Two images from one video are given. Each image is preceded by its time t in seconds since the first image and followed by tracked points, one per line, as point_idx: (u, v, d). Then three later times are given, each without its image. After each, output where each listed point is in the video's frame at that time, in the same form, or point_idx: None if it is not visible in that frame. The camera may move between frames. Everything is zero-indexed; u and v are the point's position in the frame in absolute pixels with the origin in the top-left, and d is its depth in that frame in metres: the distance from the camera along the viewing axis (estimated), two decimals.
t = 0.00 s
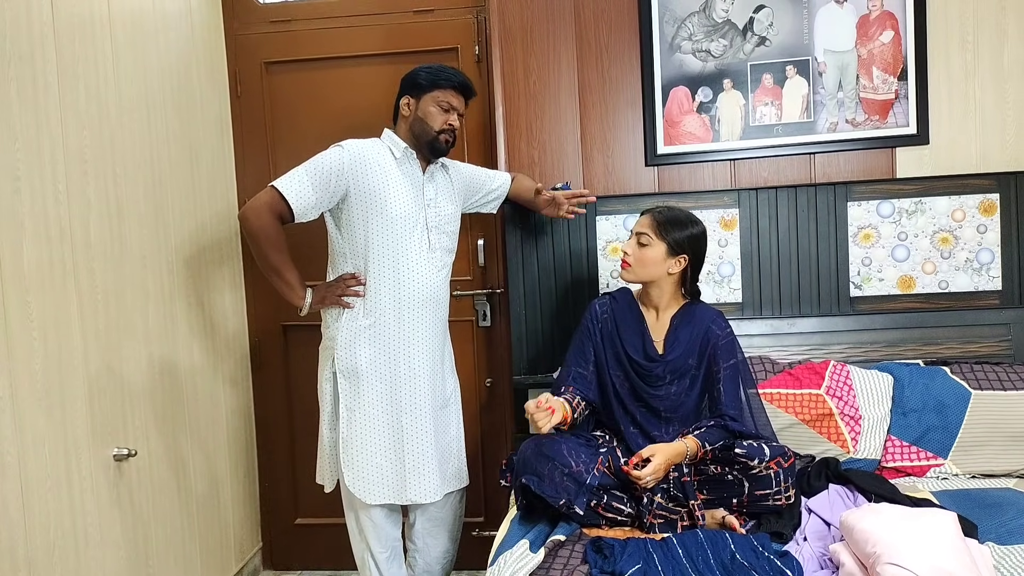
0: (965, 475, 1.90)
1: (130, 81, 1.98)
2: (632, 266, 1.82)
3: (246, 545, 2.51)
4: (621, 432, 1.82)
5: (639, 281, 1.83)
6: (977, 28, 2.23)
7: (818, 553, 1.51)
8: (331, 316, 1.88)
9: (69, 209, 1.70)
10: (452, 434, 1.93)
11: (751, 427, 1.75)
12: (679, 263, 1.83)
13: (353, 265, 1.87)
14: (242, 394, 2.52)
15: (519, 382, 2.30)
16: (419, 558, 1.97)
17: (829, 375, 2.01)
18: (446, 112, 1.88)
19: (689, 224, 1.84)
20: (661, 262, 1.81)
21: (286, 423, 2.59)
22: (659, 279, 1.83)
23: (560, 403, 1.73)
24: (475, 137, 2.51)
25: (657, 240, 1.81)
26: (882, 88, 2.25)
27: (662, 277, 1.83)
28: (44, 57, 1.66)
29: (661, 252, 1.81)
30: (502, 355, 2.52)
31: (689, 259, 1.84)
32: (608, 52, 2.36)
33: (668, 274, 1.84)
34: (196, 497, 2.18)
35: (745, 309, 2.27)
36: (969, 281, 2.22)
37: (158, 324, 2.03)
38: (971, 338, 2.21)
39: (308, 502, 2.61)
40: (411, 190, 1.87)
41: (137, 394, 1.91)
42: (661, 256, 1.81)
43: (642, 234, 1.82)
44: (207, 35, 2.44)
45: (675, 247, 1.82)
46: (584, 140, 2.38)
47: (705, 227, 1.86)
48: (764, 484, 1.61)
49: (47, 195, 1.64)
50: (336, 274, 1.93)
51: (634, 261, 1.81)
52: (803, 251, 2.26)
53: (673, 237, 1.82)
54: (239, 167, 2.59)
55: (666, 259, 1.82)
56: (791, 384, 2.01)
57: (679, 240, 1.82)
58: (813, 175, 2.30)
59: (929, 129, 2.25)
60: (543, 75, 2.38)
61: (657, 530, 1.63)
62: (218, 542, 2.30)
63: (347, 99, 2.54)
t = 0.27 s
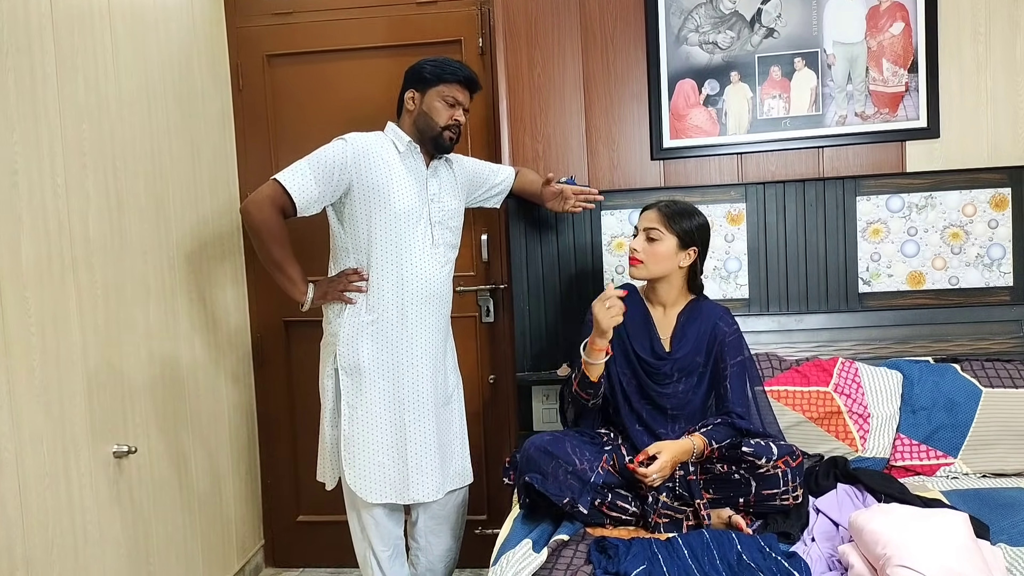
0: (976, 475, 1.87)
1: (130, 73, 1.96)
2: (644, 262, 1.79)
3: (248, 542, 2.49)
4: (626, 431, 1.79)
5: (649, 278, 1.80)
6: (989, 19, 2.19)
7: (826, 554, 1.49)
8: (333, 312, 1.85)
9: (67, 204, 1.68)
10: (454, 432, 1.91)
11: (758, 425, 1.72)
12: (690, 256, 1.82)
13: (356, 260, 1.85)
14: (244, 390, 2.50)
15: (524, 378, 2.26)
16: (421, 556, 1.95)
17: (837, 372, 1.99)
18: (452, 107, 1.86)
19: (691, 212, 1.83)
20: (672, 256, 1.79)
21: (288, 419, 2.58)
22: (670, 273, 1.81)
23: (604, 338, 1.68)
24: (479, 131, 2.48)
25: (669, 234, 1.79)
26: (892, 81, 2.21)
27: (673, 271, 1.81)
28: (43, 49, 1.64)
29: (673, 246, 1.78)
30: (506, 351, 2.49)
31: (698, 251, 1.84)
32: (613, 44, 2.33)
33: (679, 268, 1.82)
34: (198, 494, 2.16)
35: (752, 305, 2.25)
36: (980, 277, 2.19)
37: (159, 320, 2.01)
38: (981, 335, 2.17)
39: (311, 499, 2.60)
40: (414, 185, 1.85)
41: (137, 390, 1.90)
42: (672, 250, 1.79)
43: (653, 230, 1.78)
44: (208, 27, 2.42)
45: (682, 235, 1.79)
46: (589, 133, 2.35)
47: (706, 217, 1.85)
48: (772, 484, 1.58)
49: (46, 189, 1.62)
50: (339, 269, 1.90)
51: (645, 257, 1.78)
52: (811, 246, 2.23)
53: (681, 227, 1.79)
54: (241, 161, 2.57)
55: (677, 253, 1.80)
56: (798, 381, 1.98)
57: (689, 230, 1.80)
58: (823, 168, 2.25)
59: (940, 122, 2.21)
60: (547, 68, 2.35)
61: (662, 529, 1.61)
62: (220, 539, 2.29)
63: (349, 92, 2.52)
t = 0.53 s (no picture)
0: (985, 490, 1.82)
1: (119, 83, 1.93)
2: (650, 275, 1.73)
3: (242, 559, 2.45)
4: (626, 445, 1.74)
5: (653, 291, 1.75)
6: (992, 24, 2.15)
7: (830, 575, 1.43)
8: (325, 324, 1.81)
9: (52, 216, 1.65)
10: (448, 446, 1.86)
11: (760, 441, 1.67)
12: (691, 263, 1.80)
13: (348, 271, 1.80)
14: (238, 404, 2.47)
15: (519, 392, 2.21)
16: (415, 573, 1.90)
17: (841, 385, 1.93)
18: (446, 115, 1.82)
19: (681, 217, 1.79)
20: (675, 266, 1.75)
21: (283, 433, 2.54)
22: (674, 283, 1.76)
23: (633, 333, 1.65)
24: (475, 141, 2.45)
25: (672, 244, 1.75)
26: (894, 87, 2.18)
27: (676, 281, 1.76)
28: (28, 59, 1.61)
29: (676, 256, 1.74)
30: (503, 364, 2.45)
31: (699, 258, 1.81)
32: (610, 52, 2.30)
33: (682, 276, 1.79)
34: (189, 510, 2.12)
35: (753, 316, 2.19)
36: (987, 286, 2.14)
37: (149, 332, 1.98)
38: (989, 346, 2.12)
39: (305, 514, 2.55)
40: (407, 194, 1.80)
41: (125, 405, 1.86)
42: (675, 260, 1.74)
43: (654, 241, 1.74)
44: (201, 37, 2.40)
45: (679, 238, 1.75)
46: (586, 142, 2.32)
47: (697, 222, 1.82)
48: (773, 501, 1.55)
49: (30, 201, 1.59)
50: (330, 280, 1.85)
51: (650, 269, 1.73)
52: (813, 255, 2.17)
53: (682, 234, 1.76)
54: (235, 171, 2.54)
55: (680, 262, 1.76)
56: (801, 394, 1.93)
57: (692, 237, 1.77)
58: (823, 177, 2.23)
59: (944, 129, 2.17)
60: (544, 75, 2.32)
61: (660, 548, 1.56)
62: (212, 556, 2.25)
63: (344, 101, 2.49)
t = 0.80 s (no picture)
0: (1001, 502, 1.76)
1: (119, 83, 1.91)
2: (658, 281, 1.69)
3: (244, 564, 2.43)
4: (630, 453, 1.69)
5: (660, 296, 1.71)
6: (1010, 21, 2.09)
7: None
8: (325, 327, 1.76)
9: (49, 218, 1.63)
10: (450, 452, 1.82)
11: (767, 452, 1.63)
12: (698, 267, 1.77)
13: (347, 273, 1.75)
14: (240, 407, 2.45)
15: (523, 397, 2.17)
16: None
17: (852, 393, 1.88)
18: (448, 116, 1.76)
19: (684, 218, 1.75)
20: (683, 271, 1.71)
21: (285, 436, 2.52)
22: (682, 288, 1.72)
23: (641, 341, 1.61)
24: (480, 142, 2.42)
25: (678, 247, 1.71)
26: (908, 86, 2.12)
27: (684, 286, 1.72)
28: (24, 59, 1.59)
29: (684, 260, 1.71)
30: (508, 368, 2.42)
31: (705, 261, 1.78)
32: (617, 51, 2.26)
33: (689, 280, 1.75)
34: (189, 515, 2.10)
35: (762, 321, 2.14)
36: (1003, 291, 2.08)
37: (148, 335, 1.96)
38: (1005, 352, 2.06)
39: (308, 519, 2.53)
40: (409, 194, 1.75)
41: (124, 409, 1.84)
42: (683, 265, 1.71)
43: (661, 245, 1.70)
44: (204, 37, 2.38)
45: (683, 240, 1.71)
46: (592, 143, 2.28)
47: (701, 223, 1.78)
48: (780, 513, 1.50)
49: (25, 203, 1.57)
50: (330, 283, 1.81)
51: (657, 275, 1.69)
52: (823, 259, 2.12)
53: (688, 237, 1.72)
54: (238, 172, 2.52)
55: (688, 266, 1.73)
56: (810, 402, 1.89)
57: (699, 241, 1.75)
58: (835, 178, 2.18)
59: (959, 129, 2.11)
60: (549, 75, 2.28)
61: (663, 561, 1.50)
62: (213, 561, 2.23)
63: (347, 101, 2.46)
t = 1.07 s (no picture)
0: (1012, 515, 1.71)
1: (116, 84, 1.90)
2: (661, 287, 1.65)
3: (241, 568, 2.41)
4: (630, 462, 1.65)
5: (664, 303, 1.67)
6: None
7: None
8: (321, 331, 1.74)
9: (42, 219, 1.62)
10: (448, 459, 1.78)
11: (771, 462, 1.60)
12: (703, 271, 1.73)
13: (345, 276, 1.73)
14: (240, 410, 2.43)
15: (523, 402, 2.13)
16: None
17: (860, 401, 1.84)
18: (449, 117, 1.72)
19: (687, 221, 1.71)
20: (687, 277, 1.67)
21: (285, 439, 2.50)
22: (686, 294, 1.69)
23: (644, 349, 1.58)
24: (483, 143, 2.39)
25: (681, 252, 1.67)
26: (920, 87, 2.07)
27: (688, 291, 1.69)
28: (18, 59, 1.58)
29: (687, 265, 1.67)
30: (510, 373, 2.39)
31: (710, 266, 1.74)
32: (622, 51, 2.22)
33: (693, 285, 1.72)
34: (186, 518, 2.09)
35: (768, 327, 2.10)
36: (1017, 297, 2.02)
37: (144, 337, 1.94)
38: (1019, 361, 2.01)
39: (307, 523, 2.51)
40: (408, 197, 1.72)
41: (118, 413, 1.83)
42: (687, 271, 1.67)
43: (665, 251, 1.66)
44: (206, 36, 2.36)
45: (686, 244, 1.67)
46: (596, 144, 2.24)
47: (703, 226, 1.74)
48: (783, 526, 1.46)
49: (18, 204, 1.55)
50: (327, 286, 1.78)
51: (661, 281, 1.65)
52: (831, 264, 2.07)
53: (693, 243, 1.68)
54: (240, 172, 2.50)
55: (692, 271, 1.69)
56: (817, 410, 1.84)
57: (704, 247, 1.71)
58: (844, 181, 2.13)
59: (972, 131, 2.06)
60: (553, 75, 2.24)
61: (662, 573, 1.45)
62: (210, 566, 2.21)
63: (349, 101, 2.44)
